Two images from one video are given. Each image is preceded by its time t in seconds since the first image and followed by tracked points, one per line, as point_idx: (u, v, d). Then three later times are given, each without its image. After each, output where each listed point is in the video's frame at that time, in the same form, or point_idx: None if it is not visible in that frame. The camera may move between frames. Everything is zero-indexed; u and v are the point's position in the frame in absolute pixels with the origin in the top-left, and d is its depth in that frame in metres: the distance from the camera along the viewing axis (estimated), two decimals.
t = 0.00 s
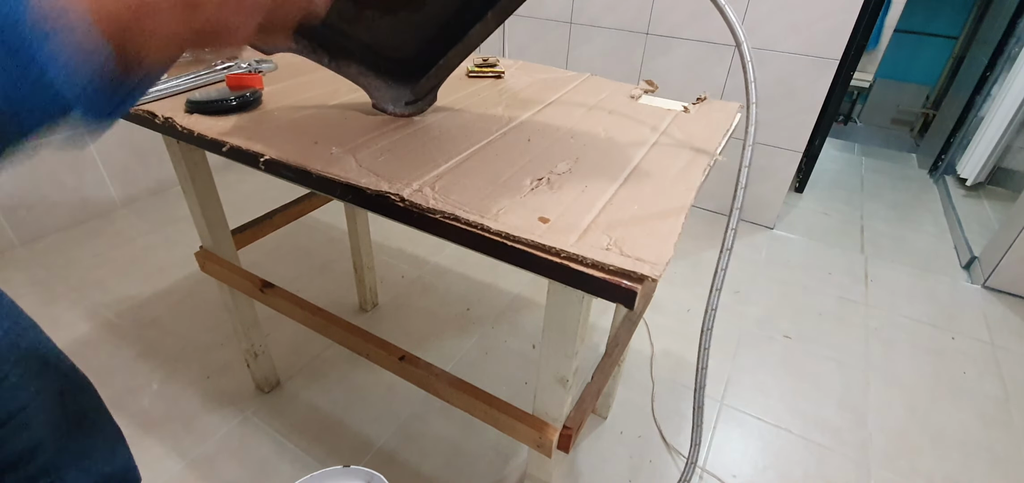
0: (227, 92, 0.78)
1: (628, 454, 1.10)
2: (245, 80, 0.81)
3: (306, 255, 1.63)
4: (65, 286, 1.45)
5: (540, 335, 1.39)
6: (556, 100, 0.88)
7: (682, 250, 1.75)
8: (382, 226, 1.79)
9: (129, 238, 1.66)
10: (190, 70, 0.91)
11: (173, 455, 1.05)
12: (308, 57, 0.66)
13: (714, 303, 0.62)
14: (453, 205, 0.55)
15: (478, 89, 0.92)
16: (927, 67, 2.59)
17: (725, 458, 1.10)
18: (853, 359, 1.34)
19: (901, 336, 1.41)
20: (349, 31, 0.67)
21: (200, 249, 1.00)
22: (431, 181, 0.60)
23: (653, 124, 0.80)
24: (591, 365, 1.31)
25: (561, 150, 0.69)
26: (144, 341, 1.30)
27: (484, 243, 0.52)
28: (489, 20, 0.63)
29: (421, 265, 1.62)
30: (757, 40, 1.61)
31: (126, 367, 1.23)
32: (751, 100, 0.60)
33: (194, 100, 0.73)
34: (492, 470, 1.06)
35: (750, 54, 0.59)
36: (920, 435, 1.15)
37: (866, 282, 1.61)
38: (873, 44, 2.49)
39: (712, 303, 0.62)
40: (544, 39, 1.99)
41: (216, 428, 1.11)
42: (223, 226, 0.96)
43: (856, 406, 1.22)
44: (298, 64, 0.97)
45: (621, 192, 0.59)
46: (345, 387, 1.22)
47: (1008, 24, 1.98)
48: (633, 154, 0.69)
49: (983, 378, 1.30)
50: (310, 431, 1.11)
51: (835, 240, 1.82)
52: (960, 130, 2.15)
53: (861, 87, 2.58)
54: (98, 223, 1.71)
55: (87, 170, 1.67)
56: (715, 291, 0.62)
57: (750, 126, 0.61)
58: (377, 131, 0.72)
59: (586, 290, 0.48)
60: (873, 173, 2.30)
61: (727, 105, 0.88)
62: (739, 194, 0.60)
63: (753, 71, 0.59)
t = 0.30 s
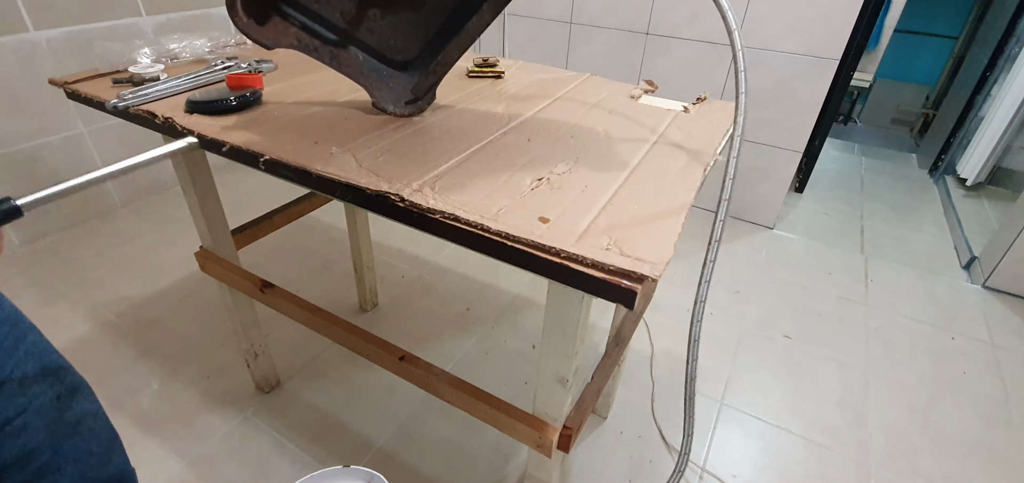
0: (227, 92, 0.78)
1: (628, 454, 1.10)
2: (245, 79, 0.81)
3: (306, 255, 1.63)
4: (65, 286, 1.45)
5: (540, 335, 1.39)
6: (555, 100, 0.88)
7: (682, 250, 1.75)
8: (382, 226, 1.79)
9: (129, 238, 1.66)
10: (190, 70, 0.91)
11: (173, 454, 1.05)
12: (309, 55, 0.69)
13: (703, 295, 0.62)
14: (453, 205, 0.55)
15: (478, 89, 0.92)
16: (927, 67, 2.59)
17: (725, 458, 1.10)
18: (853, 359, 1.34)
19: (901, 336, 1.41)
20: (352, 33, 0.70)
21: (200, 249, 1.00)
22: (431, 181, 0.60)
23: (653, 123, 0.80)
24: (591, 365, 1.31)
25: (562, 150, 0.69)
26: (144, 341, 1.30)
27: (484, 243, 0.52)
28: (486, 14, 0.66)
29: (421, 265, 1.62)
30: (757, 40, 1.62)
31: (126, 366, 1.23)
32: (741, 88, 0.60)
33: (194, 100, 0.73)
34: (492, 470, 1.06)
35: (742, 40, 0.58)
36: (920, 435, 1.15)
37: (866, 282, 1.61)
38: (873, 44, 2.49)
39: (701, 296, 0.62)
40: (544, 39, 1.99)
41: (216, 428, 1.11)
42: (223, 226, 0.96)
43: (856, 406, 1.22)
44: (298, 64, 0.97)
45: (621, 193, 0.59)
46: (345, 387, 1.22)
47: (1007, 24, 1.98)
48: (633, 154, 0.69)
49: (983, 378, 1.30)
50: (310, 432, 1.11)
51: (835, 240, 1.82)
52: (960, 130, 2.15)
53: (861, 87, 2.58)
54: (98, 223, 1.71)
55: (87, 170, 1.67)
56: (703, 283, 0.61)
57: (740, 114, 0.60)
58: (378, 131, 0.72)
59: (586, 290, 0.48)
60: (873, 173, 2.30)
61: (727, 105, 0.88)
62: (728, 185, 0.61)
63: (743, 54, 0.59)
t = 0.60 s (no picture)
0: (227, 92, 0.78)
1: (628, 453, 1.10)
2: (245, 79, 0.81)
3: (306, 255, 1.63)
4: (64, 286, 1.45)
5: (540, 335, 1.39)
6: (555, 100, 0.88)
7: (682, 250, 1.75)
8: (382, 227, 1.79)
9: (129, 238, 1.66)
10: (190, 70, 0.91)
11: (173, 454, 1.05)
12: (310, 56, 0.68)
13: (688, 289, 0.62)
14: (453, 205, 0.55)
15: (478, 89, 0.92)
16: (927, 66, 2.59)
17: (725, 458, 1.10)
18: (853, 359, 1.34)
19: (901, 336, 1.41)
20: (352, 34, 0.69)
21: (200, 249, 1.00)
22: (431, 181, 0.60)
23: (653, 123, 0.80)
24: (591, 365, 1.31)
25: (561, 150, 0.69)
26: (144, 341, 1.30)
27: (484, 243, 0.52)
28: (479, 8, 0.68)
29: (421, 265, 1.62)
30: (757, 40, 1.62)
31: (126, 366, 1.23)
32: (727, 77, 0.59)
33: (194, 100, 0.73)
34: (492, 470, 1.06)
35: (730, 31, 0.58)
36: (920, 434, 1.15)
37: (866, 282, 1.61)
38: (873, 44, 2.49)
39: (687, 286, 0.62)
40: (544, 39, 1.99)
41: (216, 428, 1.11)
42: (223, 226, 0.96)
43: (856, 406, 1.22)
44: (298, 64, 0.97)
45: (620, 192, 0.59)
46: (345, 387, 1.22)
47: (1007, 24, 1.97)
48: (633, 154, 0.69)
49: (983, 378, 1.30)
50: (310, 432, 1.11)
51: (835, 240, 1.82)
52: (959, 130, 2.15)
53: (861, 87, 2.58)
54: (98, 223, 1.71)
55: (86, 170, 1.67)
56: (689, 272, 0.61)
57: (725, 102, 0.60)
58: (378, 131, 0.72)
59: (586, 290, 0.48)
60: (873, 173, 2.30)
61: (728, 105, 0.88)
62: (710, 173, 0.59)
63: (729, 47, 0.58)
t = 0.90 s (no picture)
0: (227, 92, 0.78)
1: (628, 453, 1.10)
2: (245, 79, 0.81)
3: (306, 255, 1.63)
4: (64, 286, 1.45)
5: (540, 335, 1.39)
6: (555, 100, 0.88)
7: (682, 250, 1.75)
8: (382, 227, 1.79)
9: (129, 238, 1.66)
10: (190, 70, 0.91)
11: (173, 455, 1.05)
12: (310, 56, 0.68)
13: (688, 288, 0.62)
14: (453, 205, 0.55)
15: (478, 89, 0.92)
16: (926, 67, 2.59)
17: (726, 458, 1.10)
18: (854, 359, 1.34)
19: (901, 337, 1.41)
20: (351, 34, 0.69)
21: (200, 249, 1.00)
22: (431, 181, 0.60)
23: (653, 123, 0.80)
24: (591, 365, 1.31)
25: (561, 149, 0.69)
26: (144, 341, 1.30)
27: (484, 243, 0.52)
28: (478, 6, 0.68)
29: (421, 265, 1.62)
30: (757, 40, 1.62)
31: (126, 366, 1.23)
32: (724, 78, 0.59)
33: (194, 100, 0.73)
34: (492, 470, 1.06)
35: (728, 31, 0.58)
36: (920, 434, 1.15)
37: (866, 282, 1.62)
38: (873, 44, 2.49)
39: (686, 286, 0.62)
40: (544, 39, 1.99)
41: (216, 428, 1.11)
42: (223, 226, 0.96)
43: (856, 406, 1.22)
44: (298, 64, 0.97)
45: (620, 192, 0.59)
46: (345, 387, 1.22)
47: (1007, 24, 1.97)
48: (633, 154, 0.69)
49: (984, 378, 1.30)
50: (310, 432, 1.11)
51: (835, 240, 1.82)
52: (959, 130, 2.15)
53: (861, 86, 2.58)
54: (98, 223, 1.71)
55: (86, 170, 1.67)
56: (689, 272, 0.61)
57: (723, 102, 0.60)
58: (378, 131, 0.72)
59: (586, 290, 0.48)
60: (873, 173, 2.30)
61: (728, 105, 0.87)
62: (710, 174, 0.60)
63: (725, 46, 0.58)
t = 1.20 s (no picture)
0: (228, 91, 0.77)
1: (628, 453, 1.10)
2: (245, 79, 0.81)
3: (306, 255, 1.63)
4: (64, 286, 1.45)
5: (540, 335, 1.39)
6: (555, 100, 0.88)
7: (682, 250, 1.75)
8: (382, 226, 1.79)
9: (129, 238, 1.66)
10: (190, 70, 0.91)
11: (173, 455, 1.05)
12: (309, 56, 0.67)
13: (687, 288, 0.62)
14: (453, 205, 0.55)
15: (478, 89, 0.92)
16: (927, 67, 2.59)
17: (725, 458, 1.10)
18: (853, 359, 1.34)
19: (901, 337, 1.41)
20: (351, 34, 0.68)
21: (200, 249, 1.00)
22: (430, 181, 0.60)
23: (653, 123, 0.80)
24: (591, 365, 1.31)
25: (561, 149, 0.69)
26: (144, 341, 1.30)
27: (485, 243, 0.52)
28: (478, 7, 0.69)
29: (421, 265, 1.62)
30: (757, 40, 1.62)
31: (126, 366, 1.23)
32: (723, 79, 0.58)
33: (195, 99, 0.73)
34: (492, 470, 1.06)
35: (725, 32, 0.58)
36: (919, 434, 1.15)
37: (866, 281, 1.62)
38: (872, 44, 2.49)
39: (686, 286, 0.62)
40: (544, 39, 1.99)
41: (216, 428, 1.11)
42: (223, 226, 0.96)
43: (856, 407, 1.22)
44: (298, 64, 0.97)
45: (620, 192, 0.59)
46: (345, 387, 1.22)
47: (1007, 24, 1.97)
48: (632, 155, 0.69)
49: (983, 378, 1.30)
50: (310, 432, 1.11)
51: (836, 240, 1.82)
52: (959, 129, 2.15)
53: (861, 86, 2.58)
54: (98, 223, 1.72)
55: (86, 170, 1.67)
56: (687, 272, 0.61)
57: (720, 103, 0.59)
58: (378, 131, 0.72)
59: (586, 290, 0.48)
60: (873, 173, 2.30)
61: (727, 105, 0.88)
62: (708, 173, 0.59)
63: (723, 47, 0.58)
